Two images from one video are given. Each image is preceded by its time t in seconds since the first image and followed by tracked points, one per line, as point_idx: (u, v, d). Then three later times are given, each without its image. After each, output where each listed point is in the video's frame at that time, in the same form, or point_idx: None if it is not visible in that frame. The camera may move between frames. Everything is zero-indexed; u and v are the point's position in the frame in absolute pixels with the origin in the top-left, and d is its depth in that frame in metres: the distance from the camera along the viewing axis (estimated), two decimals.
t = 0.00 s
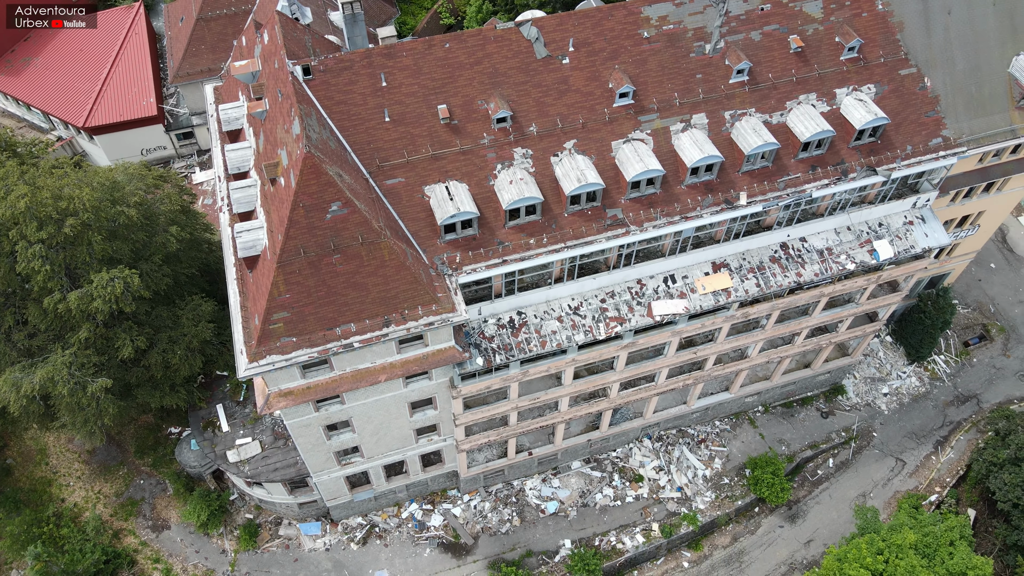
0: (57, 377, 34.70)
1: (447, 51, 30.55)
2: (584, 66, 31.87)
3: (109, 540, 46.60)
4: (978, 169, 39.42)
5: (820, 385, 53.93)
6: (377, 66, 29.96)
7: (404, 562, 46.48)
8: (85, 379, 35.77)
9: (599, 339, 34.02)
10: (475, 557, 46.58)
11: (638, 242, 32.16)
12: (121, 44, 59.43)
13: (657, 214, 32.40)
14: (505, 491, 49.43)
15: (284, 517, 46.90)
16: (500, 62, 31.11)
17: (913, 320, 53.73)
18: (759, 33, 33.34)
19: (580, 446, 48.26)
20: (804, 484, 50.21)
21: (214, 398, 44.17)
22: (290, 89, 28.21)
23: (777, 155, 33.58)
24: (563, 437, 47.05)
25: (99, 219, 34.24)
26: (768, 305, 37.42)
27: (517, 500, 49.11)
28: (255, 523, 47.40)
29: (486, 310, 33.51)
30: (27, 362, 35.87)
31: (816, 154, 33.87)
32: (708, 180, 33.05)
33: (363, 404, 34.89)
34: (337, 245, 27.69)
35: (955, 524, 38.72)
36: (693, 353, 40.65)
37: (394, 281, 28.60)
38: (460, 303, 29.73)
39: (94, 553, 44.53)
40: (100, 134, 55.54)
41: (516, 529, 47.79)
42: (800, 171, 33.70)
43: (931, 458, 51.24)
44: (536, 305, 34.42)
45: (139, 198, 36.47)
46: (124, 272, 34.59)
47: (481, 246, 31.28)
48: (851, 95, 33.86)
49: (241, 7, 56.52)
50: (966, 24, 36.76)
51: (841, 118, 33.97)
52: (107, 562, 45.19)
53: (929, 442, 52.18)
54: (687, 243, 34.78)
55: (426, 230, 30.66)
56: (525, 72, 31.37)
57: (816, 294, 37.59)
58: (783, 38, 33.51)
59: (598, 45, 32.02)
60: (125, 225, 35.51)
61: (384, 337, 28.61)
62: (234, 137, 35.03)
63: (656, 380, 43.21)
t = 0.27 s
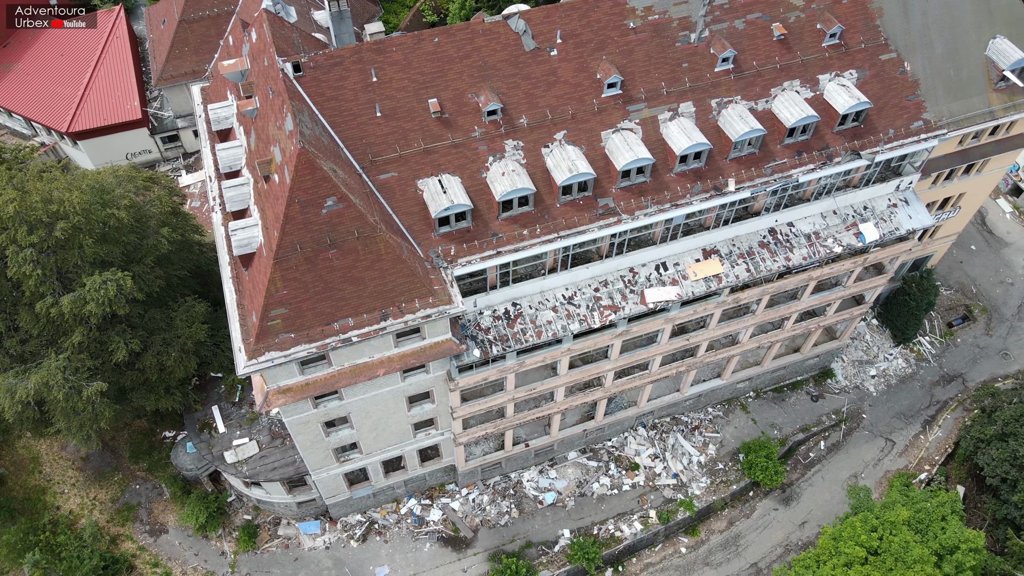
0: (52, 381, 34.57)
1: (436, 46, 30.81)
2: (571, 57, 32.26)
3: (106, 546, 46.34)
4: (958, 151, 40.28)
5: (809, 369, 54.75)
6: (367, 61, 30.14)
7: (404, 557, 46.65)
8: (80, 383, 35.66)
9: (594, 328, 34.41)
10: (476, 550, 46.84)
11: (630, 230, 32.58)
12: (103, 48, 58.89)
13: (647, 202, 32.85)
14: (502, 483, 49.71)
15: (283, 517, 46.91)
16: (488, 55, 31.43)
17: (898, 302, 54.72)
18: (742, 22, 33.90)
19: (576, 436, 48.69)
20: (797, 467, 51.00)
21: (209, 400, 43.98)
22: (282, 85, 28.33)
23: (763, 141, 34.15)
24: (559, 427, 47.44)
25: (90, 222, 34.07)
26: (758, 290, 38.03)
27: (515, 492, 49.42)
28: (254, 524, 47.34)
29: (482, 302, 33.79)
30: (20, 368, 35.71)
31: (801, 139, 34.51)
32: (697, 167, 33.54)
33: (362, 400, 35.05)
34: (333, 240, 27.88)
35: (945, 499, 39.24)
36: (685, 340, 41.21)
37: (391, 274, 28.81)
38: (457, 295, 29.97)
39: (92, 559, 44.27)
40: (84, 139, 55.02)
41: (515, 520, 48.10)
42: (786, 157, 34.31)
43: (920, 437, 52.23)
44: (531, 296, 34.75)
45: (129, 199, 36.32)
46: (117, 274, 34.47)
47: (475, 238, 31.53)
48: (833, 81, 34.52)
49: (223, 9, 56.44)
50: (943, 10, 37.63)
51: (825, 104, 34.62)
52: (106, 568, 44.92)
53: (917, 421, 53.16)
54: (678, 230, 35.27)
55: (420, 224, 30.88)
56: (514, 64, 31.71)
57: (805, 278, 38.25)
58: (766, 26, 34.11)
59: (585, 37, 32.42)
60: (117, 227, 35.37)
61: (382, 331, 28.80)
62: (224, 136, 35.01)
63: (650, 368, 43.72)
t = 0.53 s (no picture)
0: (48, 384, 34.46)
1: (427, 39, 31.04)
2: (561, 49, 32.61)
3: (105, 550, 46.17)
4: (940, 135, 41.04)
5: (800, 354, 55.49)
6: (359, 56, 30.30)
7: (405, 552, 46.82)
8: (76, 385, 35.57)
9: (589, 317, 34.78)
10: (476, 542, 47.10)
11: (623, 218, 32.97)
12: (87, 52, 58.54)
13: (639, 190, 33.25)
14: (500, 475, 49.99)
15: (282, 516, 46.92)
16: (479, 48, 31.71)
17: (885, 286, 55.57)
18: (728, 11, 34.39)
19: (572, 427, 49.08)
20: (790, 451, 51.73)
21: (205, 400, 43.74)
22: (274, 81, 28.44)
23: (751, 128, 34.65)
24: (556, 418, 47.79)
25: (83, 222, 34.01)
26: (749, 276, 38.59)
27: (513, 484, 49.73)
28: (253, 524, 47.30)
29: (478, 294, 34.05)
30: (15, 371, 35.62)
31: (788, 126, 35.05)
32: (687, 155, 33.98)
33: (360, 394, 35.19)
34: (330, 234, 28.05)
35: (937, 477, 39.88)
36: (679, 328, 41.70)
37: (388, 267, 28.99)
38: (454, 286, 30.20)
39: (91, 563, 44.09)
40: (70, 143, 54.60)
41: (514, 512, 48.40)
42: (774, 143, 34.84)
43: (909, 419, 53.13)
44: (526, 287, 35.05)
45: (121, 200, 36.25)
46: (111, 275, 34.41)
47: (470, 230, 31.75)
48: (818, 68, 35.10)
49: (208, 9, 56.35)
50: None
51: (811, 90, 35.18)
52: (105, 572, 44.75)
53: (906, 403, 54.10)
54: (669, 218, 35.73)
55: (416, 217, 31.06)
56: (504, 56, 31.99)
57: (795, 263, 38.86)
58: (751, 15, 34.62)
59: (574, 28, 32.77)
60: (110, 228, 35.30)
61: (381, 323, 28.98)
62: (215, 135, 35.01)
63: (644, 356, 44.18)
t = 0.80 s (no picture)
0: (44, 386, 34.38)
1: (417, 33, 31.28)
2: (550, 40, 32.94)
3: (104, 553, 46.02)
4: (922, 119, 41.81)
5: (790, 340, 56.24)
6: (349, 50, 30.47)
7: (405, 546, 47.01)
8: (72, 387, 35.52)
9: (584, 305, 35.14)
10: (475, 534, 47.37)
11: (615, 207, 33.36)
12: (70, 54, 58.06)
13: (630, 179, 33.66)
14: (498, 467, 50.28)
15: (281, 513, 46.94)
16: (468, 40, 31.98)
17: (871, 271, 56.41)
18: None
19: (568, 417, 49.48)
20: (783, 435, 52.46)
21: (201, 400, 43.69)
22: (266, 77, 28.61)
23: (738, 115, 35.17)
24: (552, 409, 48.15)
25: (75, 223, 33.97)
26: (740, 262, 39.15)
27: (511, 475, 50.04)
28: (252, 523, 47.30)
29: (473, 285, 34.29)
30: (10, 375, 35.52)
31: (774, 113, 35.61)
32: (676, 143, 34.45)
33: (358, 388, 35.36)
34: (327, 227, 28.27)
35: (927, 455, 40.58)
36: (672, 315, 42.20)
37: (384, 259, 29.22)
38: (450, 277, 30.45)
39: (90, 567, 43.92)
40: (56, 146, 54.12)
41: (513, 503, 48.72)
42: (761, 130, 35.38)
43: (898, 400, 54.03)
44: (520, 278, 35.34)
45: (112, 200, 36.20)
46: (105, 274, 34.37)
47: (464, 222, 32.00)
48: (802, 55, 35.69)
49: (193, 9, 56.13)
50: None
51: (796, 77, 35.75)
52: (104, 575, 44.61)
53: (895, 385, 55.01)
54: (660, 206, 36.16)
55: (410, 210, 31.26)
56: (494, 48, 32.28)
57: (784, 248, 39.47)
58: (736, 3, 35.12)
59: (562, 20, 33.12)
60: (102, 228, 35.26)
61: (378, 315, 29.16)
62: (206, 133, 35.02)
63: (638, 344, 44.64)
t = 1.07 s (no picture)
0: (43, 386, 34.44)
1: (410, 27, 31.54)
2: (541, 33, 33.29)
3: (104, 554, 46.03)
4: (908, 107, 42.47)
5: (782, 329, 56.90)
6: (343, 45, 30.69)
7: (405, 540, 47.28)
8: (72, 387, 35.60)
9: (580, 295, 35.53)
10: (476, 527, 47.69)
11: (609, 197, 33.77)
12: (59, 57, 57.88)
13: (624, 169, 34.06)
14: (496, 460, 50.61)
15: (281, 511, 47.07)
16: (461, 34, 32.28)
17: (860, 259, 57.15)
18: None
19: (565, 409, 49.89)
20: (777, 422, 53.13)
21: (200, 399, 43.74)
22: (262, 72, 28.82)
23: (728, 105, 35.65)
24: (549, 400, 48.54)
25: (71, 223, 34.05)
26: (732, 250, 39.67)
27: (509, 468, 50.38)
28: (253, 521, 47.40)
29: (470, 277, 34.60)
30: (8, 376, 35.58)
31: (764, 102, 36.11)
32: (668, 134, 34.88)
33: (358, 381, 35.59)
34: (325, 221, 28.51)
35: (919, 437, 41.20)
36: (666, 304, 42.69)
37: (383, 252, 29.48)
38: (448, 269, 30.73)
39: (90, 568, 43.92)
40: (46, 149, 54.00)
41: (512, 495, 49.08)
42: (751, 119, 35.87)
43: (890, 385, 54.84)
44: (517, 269, 35.67)
45: (108, 199, 36.26)
46: (102, 273, 34.45)
47: (460, 214, 32.25)
48: (790, 44, 36.23)
49: (182, 9, 56.06)
50: None
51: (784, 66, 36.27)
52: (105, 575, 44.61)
53: (885, 370, 55.83)
54: (653, 196, 36.60)
55: (407, 203, 31.50)
56: (486, 42, 32.58)
57: (775, 236, 40.04)
58: None
59: (553, 12, 33.47)
60: (98, 227, 35.34)
61: (378, 308, 29.41)
62: (201, 131, 35.14)
63: (633, 334, 45.10)
